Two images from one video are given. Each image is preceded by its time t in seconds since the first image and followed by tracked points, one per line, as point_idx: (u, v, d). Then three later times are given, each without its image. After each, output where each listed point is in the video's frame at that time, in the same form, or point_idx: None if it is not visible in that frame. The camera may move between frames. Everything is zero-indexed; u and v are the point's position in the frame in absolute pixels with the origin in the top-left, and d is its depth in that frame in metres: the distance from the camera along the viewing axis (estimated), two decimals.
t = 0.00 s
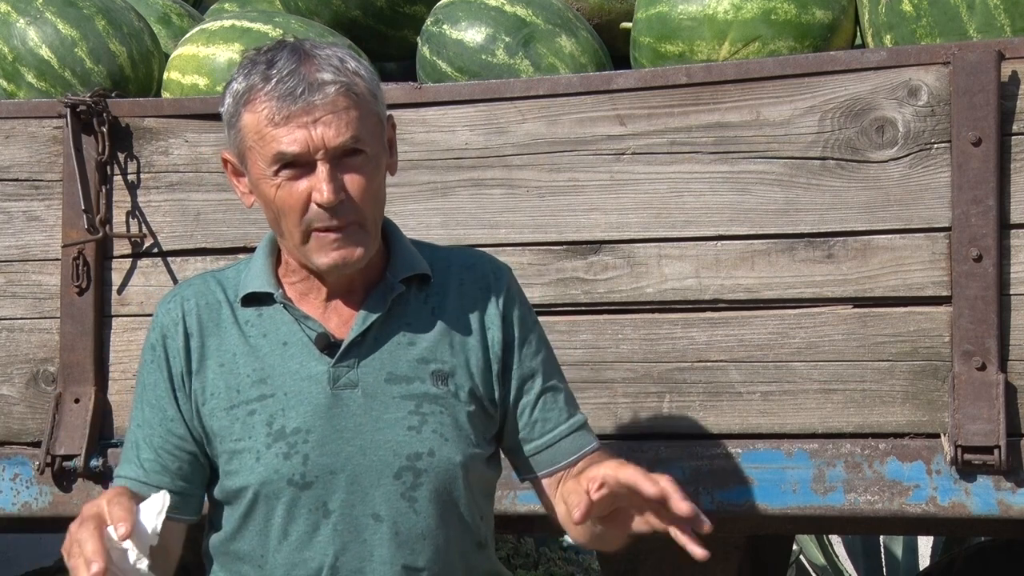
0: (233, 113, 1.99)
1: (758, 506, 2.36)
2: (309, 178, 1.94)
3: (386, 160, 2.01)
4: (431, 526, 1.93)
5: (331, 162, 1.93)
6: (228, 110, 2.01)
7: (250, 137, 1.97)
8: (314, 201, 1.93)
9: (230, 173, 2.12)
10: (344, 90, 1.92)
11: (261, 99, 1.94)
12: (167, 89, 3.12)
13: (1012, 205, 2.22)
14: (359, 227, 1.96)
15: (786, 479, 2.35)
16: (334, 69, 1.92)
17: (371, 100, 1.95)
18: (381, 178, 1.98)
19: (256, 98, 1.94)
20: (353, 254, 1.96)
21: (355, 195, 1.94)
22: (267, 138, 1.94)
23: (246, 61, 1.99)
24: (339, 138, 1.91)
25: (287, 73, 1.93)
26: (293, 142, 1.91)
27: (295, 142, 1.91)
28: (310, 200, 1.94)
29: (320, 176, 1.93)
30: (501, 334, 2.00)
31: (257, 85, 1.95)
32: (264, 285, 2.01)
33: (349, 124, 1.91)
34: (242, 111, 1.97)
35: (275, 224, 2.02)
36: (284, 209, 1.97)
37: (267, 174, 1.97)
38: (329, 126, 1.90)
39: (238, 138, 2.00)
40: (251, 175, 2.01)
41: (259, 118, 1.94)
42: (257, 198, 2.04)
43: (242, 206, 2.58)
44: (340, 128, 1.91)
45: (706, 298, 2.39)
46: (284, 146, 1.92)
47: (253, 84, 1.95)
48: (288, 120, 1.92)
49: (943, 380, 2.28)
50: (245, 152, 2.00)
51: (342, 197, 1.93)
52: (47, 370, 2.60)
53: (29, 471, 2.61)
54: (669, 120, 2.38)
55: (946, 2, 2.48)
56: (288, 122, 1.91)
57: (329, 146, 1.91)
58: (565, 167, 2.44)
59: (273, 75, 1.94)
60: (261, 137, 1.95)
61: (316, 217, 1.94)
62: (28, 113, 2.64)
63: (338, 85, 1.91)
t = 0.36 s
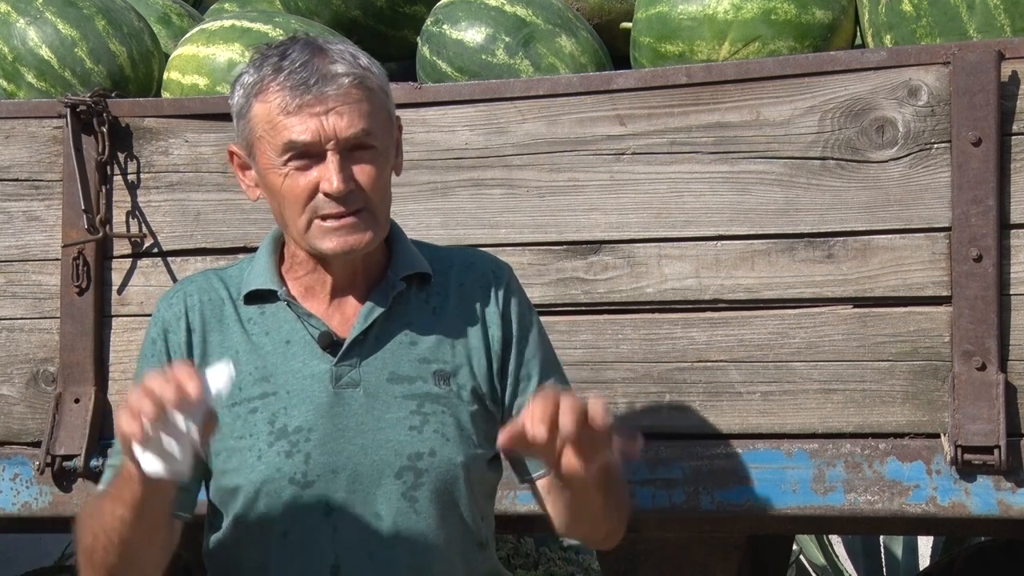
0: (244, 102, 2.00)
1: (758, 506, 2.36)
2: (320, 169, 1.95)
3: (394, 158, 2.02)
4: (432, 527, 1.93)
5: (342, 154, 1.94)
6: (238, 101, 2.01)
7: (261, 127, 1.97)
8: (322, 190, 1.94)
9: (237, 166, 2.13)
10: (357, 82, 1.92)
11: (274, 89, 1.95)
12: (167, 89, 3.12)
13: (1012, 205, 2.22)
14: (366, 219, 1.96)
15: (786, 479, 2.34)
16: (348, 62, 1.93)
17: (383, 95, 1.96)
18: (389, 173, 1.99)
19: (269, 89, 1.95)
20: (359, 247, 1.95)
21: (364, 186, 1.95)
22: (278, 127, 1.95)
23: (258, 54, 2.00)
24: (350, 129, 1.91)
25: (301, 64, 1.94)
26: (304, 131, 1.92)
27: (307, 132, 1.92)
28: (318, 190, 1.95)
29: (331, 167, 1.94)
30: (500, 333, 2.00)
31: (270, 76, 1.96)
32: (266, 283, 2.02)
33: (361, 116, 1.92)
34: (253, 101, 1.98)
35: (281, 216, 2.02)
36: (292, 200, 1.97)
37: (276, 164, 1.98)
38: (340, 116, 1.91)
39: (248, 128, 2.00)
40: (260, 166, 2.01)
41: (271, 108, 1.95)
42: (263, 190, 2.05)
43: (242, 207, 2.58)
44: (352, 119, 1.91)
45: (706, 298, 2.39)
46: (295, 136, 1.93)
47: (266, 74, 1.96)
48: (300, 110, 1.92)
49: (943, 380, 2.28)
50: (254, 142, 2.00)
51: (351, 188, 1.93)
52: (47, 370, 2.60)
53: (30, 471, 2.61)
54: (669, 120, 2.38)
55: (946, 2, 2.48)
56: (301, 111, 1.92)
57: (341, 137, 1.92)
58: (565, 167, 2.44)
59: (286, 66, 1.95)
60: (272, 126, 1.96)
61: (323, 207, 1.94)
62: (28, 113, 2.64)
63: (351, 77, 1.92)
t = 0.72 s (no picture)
0: (256, 100, 1.99)
1: (758, 506, 2.36)
2: (333, 166, 1.94)
3: (405, 157, 2.02)
4: (437, 530, 1.94)
5: (356, 151, 1.93)
6: (250, 100, 2.01)
7: (273, 125, 1.97)
8: (336, 188, 1.93)
9: (245, 164, 2.13)
10: (372, 81, 1.93)
11: (288, 87, 1.95)
12: (167, 89, 3.12)
13: (1012, 205, 2.22)
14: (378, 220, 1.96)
15: (786, 479, 2.34)
16: (363, 61, 1.94)
17: (395, 94, 1.97)
18: (400, 174, 1.99)
19: (283, 87, 1.95)
20: (370, 248, 1.96)
21: (378, 184, 1.95)
22: (292, 125, 1.94)
23: (270, 53, 2.00)
24: (365, 127, 1.91)
25: (315, 62, 1.94)
26: (319, 128, 1.91)
27: (322, 129, 1.91)
28: (331, 188, 1.94)
29: (345, 164, 1.93)
30: (506, 339, 2.00)
31: (284, 74, 1.95)
32: (271, 286, 2.01)
33: (376, 114, 1.92)
34: (266, 100, 1.97)
35: (291, 215, 2.02)
36: (303, 198, 1.97)
37: (288, 162, 1.97)
38: (356, 114, 1.91)
39: (260, 126, 1.99)
40: (271, 165, 2.01)
41: (285, 106, 1.95)
42: (273, 189, 2.04)
43: (242, 207, 2.58)
44: (367, 117, 1.91)
45: (706, 298, 2.39)
46: (310, 132, 1.92)
47: (280, 73, 1.96)
48: (314, 108, 1.92)
49: (943, 380, 2.28)
50: (266, 140, 1.99)
51: (364, 187, 1.93)
52: (47, 370, 2.60)
53: (29, 471, 2.61)
54: (669, 120, 2.38)
55: (946, 2, 2.48)
56: (315, 109, 1.92)
57: (356, 136, 1.91)
58: (565, 167, 2.43)
59: (299, 64, 1.95)
60: (285, 124, 1.95)
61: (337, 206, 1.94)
62: (28, 113, 2.64)
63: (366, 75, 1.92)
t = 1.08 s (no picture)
0: (261, 101, 1.99)
1: (758, 506, 2.36)
2: (338, 168, 1.94)
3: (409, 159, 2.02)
4: (438, 530, 1.94)
5: (362, 153, 1.93)
6: (255, 100, 2.01)
7: (279, 125, 1.97)
8: (340, 190, 1.94)
9: (248, 164, 2.13)
10: (378, 83, 1.93)
11: (294, 88, 1.95)
12: (167, 89, 3.12)
13: (1012, 205, 2.22)
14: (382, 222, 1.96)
15: (786, 479, 2.34)
16: (369, 63, 1.94)
17: (401, 96, 1.97)
18: (403, 175, 1.99)
19: (288, 88, 1.95)
20: (374, 250, 1.96)
21: (383, 186, 1.95)
22: (298, 126, 1.94)
23: (275, 54, 2.00)
24: (371, 129, 1.91)
25: (321, 64, 1.94)
26: (324, 130, 1.91)
27: (328, 130, 1.91)
28: (336, 190, 1.94)
29: (351, 167, 1.93)
30: (507, 340, 2.01)
31: (290, 75, 1.96)
32: (272, 286, 2.01)
33: (382, 116, 1.92)
34: (271, 100, 1.97)
35: (295, 216, 2.02)
36: (308, 199, 1.97)
37: (294, 163, 1.97)
38: (361, 116, 1.91)
39: (265, 126, 1.99)
40: (275, 165, 2.01)
41: (291, 107, 1.95)
42: (277, 189, 2.04)
43: (242, 207, 2.58)
44: (373, 119, 1.92)
45: (706, 298, 2.39)
46: (316, 134, 1.92)
47: (285, 74, 1.96)
48: (320, 109, 1.92)
49: (943, 380, 2.28)
50: (271, 141, 1.99)
51: (369, 189, 1.93)
52: (47, 370, 2.60)
53: (29, 471, 2.61)
54: (669, 120, 2.38)
55: (946, 2, 2.48)
56: (321, 110, 1.92)
57: (361, 137, 1.91)
58: (565, 167, 2.44)
59: (305, 65, 1.95)
60: (291, 125, 1.95)
61: (341, 207, 1.94)
62: (28, 113, 2.64)
63: (372, 77, 1.93)
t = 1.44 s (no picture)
0: (261, 101, 1.99)
1: (758, 506, 2.36)
2: (339, 168, 1.94)
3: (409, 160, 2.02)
4: (437, 532, 1.94)
5: (362, 153, 1.93)
6: (254, 101, 2.01)
7: (278, 125, 1.97)
8: (341, 190, 1.93)
9: (247, 165, 2.13)
10: (378, 82, 1.93)
11: (294, 88, 1.95)
12: (167, 89, 3.12)
13: (1012, 205, 2.22)
14: (381, 222, 1.95)
15: (786, 479, 2.34)
16: (368, 63, 1.94)
17: (400, 96, 1.97)
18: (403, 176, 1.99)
19: (288, 88, 1.96)
20: (374, 250, 1.95)
21: (383, 187, 1.94)
22: (298, 125, 1.94)
23: (274, 55, 2.01)
24: (371, 128, 1.92)
25: (320, 64, 1.94)
26: (325, 129, 1.92)
27: (328, 129, 1.91)
28: (336, 190, 1.94)
29: (352, 166, 1.93)
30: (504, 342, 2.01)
31: (290, 75, 1.96)
32: (270, 289, 2.01)
33: (382, 115, 1.92)
34: (271, 100, 1.98)
35: (295, 216, 2.02)
36: (309, 200, 1.97)
37: (294, 163, 1.97)
38: (361, 115, 1.92)
39: (265, 126, 1.99)
40: (275, 166, 2.01)
41: (291, 107, 1.95)
42: (276, 190, 2.04)
43: (242, 207, 2.58)
44: (373, 118, 1.92)
45: (706, 298, 2.39)
46: (316, 133, 1.92)
47: (285, 74, 1.97)
48: (320, 108, 1.92)
49: (943, 380, 2.28)
50: (271, 141, 2.00)
51: (369, 189, 1.93)
52: (47, 370, 2.60)
53: (29, 471, 2.61)
54: (669, 120, 2.38)
55: (946, 2, 2.48)
56: (321, 110, 1.92)
57: (361, 137, 1.91)
58: (565, 167, 2.43)
59: (305, 65, 1.95)
60: (291, 125, 1.95)
61: (340, 208, 1.94)
62: (28, 113, 2.64)
63: (372, 77, 1.93)
